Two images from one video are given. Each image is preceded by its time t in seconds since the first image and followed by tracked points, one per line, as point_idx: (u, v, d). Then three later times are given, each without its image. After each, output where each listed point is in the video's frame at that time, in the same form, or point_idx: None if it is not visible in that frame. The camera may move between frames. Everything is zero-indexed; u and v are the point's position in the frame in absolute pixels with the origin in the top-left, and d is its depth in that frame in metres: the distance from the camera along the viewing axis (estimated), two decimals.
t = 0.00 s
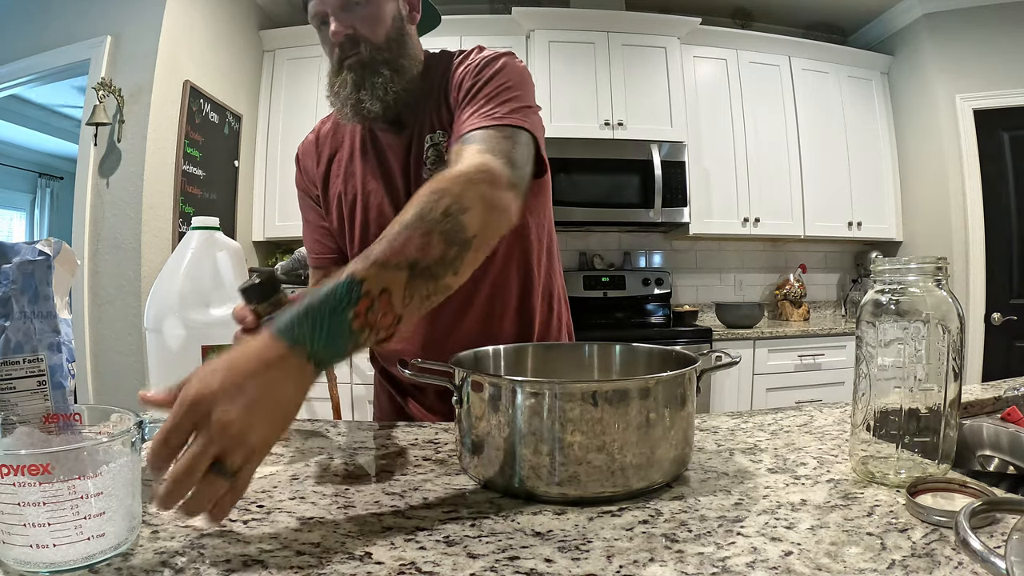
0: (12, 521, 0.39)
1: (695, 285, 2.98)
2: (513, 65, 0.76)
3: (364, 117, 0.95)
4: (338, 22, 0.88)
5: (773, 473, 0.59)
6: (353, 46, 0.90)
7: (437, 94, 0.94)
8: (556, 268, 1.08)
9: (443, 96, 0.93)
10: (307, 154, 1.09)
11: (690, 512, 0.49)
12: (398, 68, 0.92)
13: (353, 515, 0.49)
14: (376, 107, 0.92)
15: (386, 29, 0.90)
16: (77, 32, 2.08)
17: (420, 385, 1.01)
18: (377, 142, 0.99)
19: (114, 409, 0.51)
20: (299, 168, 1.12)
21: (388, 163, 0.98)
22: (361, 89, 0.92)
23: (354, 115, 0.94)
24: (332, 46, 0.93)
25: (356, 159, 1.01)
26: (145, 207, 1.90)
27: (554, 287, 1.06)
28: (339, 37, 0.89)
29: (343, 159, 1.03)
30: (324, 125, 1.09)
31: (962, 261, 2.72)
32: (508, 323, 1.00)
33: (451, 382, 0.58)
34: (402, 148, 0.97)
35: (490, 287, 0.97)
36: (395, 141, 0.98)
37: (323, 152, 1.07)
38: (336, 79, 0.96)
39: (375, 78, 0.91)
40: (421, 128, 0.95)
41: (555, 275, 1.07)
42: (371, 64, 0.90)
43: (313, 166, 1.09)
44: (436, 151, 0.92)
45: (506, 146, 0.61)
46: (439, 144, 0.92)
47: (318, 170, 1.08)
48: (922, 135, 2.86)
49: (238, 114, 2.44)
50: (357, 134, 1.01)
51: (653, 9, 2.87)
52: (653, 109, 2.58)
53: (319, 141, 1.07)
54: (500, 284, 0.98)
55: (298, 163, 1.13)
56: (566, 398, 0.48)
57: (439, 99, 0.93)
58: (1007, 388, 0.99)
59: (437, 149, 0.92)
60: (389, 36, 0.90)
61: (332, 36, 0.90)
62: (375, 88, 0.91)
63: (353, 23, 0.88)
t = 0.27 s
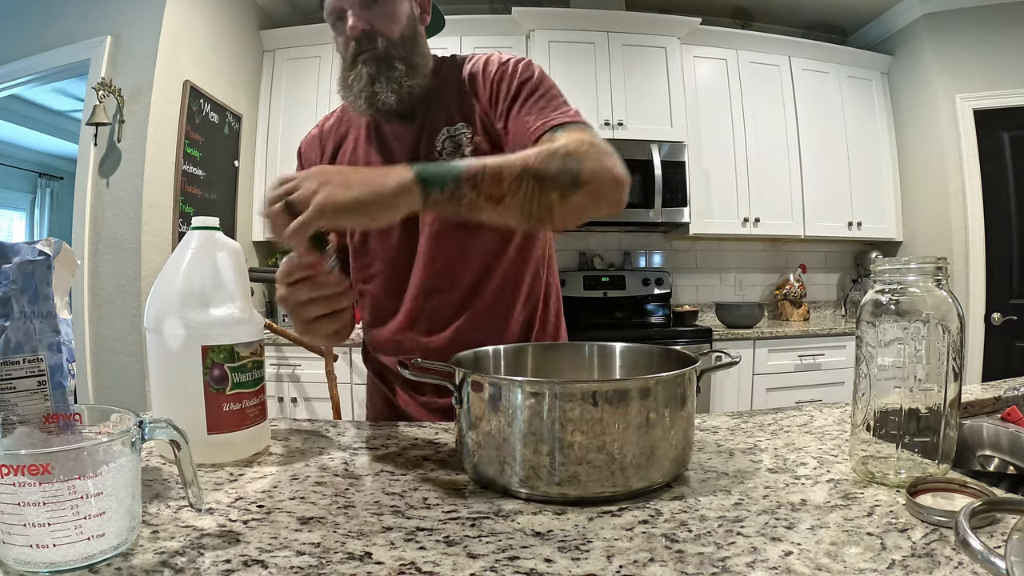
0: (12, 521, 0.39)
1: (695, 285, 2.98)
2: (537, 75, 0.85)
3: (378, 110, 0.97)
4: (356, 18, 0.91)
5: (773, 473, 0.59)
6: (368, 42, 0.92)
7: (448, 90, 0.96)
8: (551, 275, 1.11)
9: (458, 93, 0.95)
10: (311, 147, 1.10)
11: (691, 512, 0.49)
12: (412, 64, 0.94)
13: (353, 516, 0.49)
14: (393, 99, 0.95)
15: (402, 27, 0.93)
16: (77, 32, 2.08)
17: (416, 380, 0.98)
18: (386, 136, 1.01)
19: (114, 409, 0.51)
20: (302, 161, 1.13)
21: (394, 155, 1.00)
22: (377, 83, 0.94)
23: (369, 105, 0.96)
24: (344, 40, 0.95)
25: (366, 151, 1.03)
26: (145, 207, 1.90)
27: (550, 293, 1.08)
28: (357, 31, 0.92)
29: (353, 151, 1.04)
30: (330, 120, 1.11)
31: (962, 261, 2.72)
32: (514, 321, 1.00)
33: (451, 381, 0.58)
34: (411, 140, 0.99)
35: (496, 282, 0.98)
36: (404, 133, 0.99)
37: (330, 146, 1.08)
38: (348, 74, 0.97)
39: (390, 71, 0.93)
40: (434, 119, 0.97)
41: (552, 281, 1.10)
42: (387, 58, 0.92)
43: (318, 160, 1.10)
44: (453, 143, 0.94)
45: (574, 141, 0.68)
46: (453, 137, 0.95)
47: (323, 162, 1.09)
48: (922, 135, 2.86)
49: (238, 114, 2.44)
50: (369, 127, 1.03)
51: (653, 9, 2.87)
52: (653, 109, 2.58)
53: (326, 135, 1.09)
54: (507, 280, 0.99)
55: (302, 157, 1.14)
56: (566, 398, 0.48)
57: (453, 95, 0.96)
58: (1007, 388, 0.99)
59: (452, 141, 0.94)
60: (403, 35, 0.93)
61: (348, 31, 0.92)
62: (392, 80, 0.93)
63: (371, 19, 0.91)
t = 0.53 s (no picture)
0: (12, 521, 0.39)
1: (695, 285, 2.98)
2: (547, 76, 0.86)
3: (389, 106, 0.95)
4: (374, 18, 0.94)
5: (773, 473, 0.60)
6: (385, 41, 0.95)
7: (460, 90, 0.97)
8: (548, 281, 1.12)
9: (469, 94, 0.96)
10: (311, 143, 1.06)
11: (690, 512, 0.49)
12: (426, 65, 0.95)
13: (353, 516, 0.49)
14: (406, 96, 0.93)
15: (417, 30, 0.97)
16: (77, 32, 2.08)
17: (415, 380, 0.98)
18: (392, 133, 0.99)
19: (114, 409, 0.51)
20: (302, 158, 1.09)
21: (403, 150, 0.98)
22: (390, 80, 0.94)
23: (380, 101, 0.95)
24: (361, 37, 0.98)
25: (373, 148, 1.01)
26: (145, 207, 1.90)
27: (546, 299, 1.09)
28: (374, 29, 0.95)
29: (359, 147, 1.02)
30: (334, 117, 1.08)
31: (962, 261, 2.72)
32: (513, 321, 1.00)
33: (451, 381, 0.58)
34: (421, 136, 0.97)
35: (498, 281, 0.98)
36: (413, 130, 0.98)
37: (335, 143, 1.06)
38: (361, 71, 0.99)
39: (404, 70, 0.93)
40: (444, 118, 0.97)
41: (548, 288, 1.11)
42: (402, 58, 0.94)
43: (320, 157, 1.07)
44: (464, 141, 0.94)
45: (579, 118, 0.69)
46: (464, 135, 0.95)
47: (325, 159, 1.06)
48: (922, 134, 2.85)
49: (238, 114, 2.44)
50: (376, 123, 1.01)
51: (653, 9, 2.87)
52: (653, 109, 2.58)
53: (330, 132, 1.06)
54: (509, 280, 0.99)
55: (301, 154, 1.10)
56: (566, 398, 0.48)
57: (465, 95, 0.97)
58: (1008, 388, 0.99)
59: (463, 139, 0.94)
60: (417, 36, 0.97)
61: (365, 30, 0.96)
62: (406, 78, 0.93)
63: (388, 20, 0.95)
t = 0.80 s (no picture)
0: (12, 521, 0.39)
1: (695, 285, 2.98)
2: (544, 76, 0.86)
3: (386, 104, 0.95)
4: (371, 19, 0.95)
5: (773, 473, 0.59)
6: (382, 42, 0.96)
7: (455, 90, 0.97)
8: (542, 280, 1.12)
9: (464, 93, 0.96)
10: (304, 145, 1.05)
11: (690, 512, 0.49)
12: (422, 66, 0.96)
13: (353, 516, 0.49)
14: (402, 93, 0.94)
15: (412, 32, 0.99)
16: (77, 32, 2.08)
17: (411, 380, 0.98)
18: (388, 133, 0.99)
19: (114, 409, 0.51)
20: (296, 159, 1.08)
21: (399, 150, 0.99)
22: (387, 78, 0.95)
23: (377, 99, 0.95)
24: (355, 38, 0.98)
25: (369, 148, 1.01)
26: (145, 207, 1.90)
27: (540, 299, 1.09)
28: (371, 31, 0.95)
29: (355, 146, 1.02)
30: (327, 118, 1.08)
31: (962, 260, 2.73)
32: (510, 318, 1.00)
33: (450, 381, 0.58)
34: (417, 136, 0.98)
35: (494, 279, 0.98)
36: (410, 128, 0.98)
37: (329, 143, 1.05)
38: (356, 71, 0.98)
39: (400, 69, 0.94)
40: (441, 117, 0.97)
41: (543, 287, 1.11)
42: (397, 57, 0.95)
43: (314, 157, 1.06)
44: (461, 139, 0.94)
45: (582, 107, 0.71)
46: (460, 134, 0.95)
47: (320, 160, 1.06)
48: (922, 134, 2.86)
49: (238, 114, 2.44)
50: (373, 123, 1.00)
51: (653, 9, 2.88)
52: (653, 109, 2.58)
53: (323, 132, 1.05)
54: (505, 277, 0.99)
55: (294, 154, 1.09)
56: (566, 398, 0.48)
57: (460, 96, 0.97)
58: (1008, 388, 0.99)
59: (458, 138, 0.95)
60: (414, 38, 0.99)
61: (360, 32, 0.96)
62: (403, 77, 0.94)
63: (384, 22, 0.96)
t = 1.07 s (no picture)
0: (12, 521, 0.39)
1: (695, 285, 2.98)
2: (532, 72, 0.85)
3: (377, 106, 0.96)
4: (361, 21, 0.94)
5: (773, 473, 0.60)
6: (372, 44, 0.96)
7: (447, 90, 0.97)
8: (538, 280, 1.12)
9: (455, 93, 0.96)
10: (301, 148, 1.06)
11: (690, 512, 0.49)
12: (413, 66, 0.96)
13: (353, 515, 0.49)
14: (393, 94, 0.94)
15: (402, 32, 0.98)
16: (77, 32, 2.08)
17: (408, 380, 0.98)
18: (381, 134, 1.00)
19: (114, 409, 0.51)
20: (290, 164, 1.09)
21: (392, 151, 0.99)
22: (378, 79, 0.95)
23: (369, 101, 0.95)
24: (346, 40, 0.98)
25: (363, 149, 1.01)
26: (145, 207, 1.89)
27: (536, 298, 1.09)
28: (361, 32, 0.95)
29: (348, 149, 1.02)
30: (322, 121, 1.08)
31: (962, 260, 2.73)
32: (506, 318, 1.00)
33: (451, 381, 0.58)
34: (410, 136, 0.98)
35: (489, 279, 0.98)
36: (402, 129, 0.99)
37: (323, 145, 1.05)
38: (349, 73, 0.99)
39: (391, 70, 0.94)
40: (433, 117, 0.97)
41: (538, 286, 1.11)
42: (388, 58, 0.95)
43: (308, 161, 1.06)
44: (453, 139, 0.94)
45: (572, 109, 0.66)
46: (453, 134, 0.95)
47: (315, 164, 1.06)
48: (922, 135, 2.85)
49: (237, 114, 2.44)
50: (366, 124, 1.01)
51: (653, 10, 2.88)
52: (653, 109, 2.58)
53: (317, 135, 1.06)
54: (500, 277, 0.99)
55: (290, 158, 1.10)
56: (566, 398, 0.48)
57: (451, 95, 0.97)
58: (1007, 388, 0.99)
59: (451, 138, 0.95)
60: (404, 38, 0.97)
61: (350, 33, 0.96)
62: (393, 77, 0.94)
63: (374, 23, 0.95)
